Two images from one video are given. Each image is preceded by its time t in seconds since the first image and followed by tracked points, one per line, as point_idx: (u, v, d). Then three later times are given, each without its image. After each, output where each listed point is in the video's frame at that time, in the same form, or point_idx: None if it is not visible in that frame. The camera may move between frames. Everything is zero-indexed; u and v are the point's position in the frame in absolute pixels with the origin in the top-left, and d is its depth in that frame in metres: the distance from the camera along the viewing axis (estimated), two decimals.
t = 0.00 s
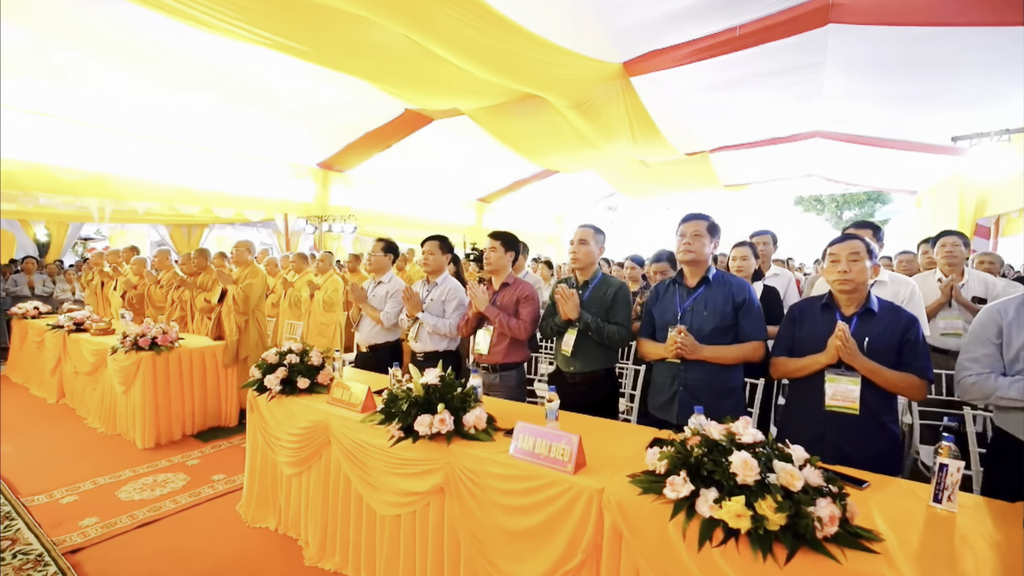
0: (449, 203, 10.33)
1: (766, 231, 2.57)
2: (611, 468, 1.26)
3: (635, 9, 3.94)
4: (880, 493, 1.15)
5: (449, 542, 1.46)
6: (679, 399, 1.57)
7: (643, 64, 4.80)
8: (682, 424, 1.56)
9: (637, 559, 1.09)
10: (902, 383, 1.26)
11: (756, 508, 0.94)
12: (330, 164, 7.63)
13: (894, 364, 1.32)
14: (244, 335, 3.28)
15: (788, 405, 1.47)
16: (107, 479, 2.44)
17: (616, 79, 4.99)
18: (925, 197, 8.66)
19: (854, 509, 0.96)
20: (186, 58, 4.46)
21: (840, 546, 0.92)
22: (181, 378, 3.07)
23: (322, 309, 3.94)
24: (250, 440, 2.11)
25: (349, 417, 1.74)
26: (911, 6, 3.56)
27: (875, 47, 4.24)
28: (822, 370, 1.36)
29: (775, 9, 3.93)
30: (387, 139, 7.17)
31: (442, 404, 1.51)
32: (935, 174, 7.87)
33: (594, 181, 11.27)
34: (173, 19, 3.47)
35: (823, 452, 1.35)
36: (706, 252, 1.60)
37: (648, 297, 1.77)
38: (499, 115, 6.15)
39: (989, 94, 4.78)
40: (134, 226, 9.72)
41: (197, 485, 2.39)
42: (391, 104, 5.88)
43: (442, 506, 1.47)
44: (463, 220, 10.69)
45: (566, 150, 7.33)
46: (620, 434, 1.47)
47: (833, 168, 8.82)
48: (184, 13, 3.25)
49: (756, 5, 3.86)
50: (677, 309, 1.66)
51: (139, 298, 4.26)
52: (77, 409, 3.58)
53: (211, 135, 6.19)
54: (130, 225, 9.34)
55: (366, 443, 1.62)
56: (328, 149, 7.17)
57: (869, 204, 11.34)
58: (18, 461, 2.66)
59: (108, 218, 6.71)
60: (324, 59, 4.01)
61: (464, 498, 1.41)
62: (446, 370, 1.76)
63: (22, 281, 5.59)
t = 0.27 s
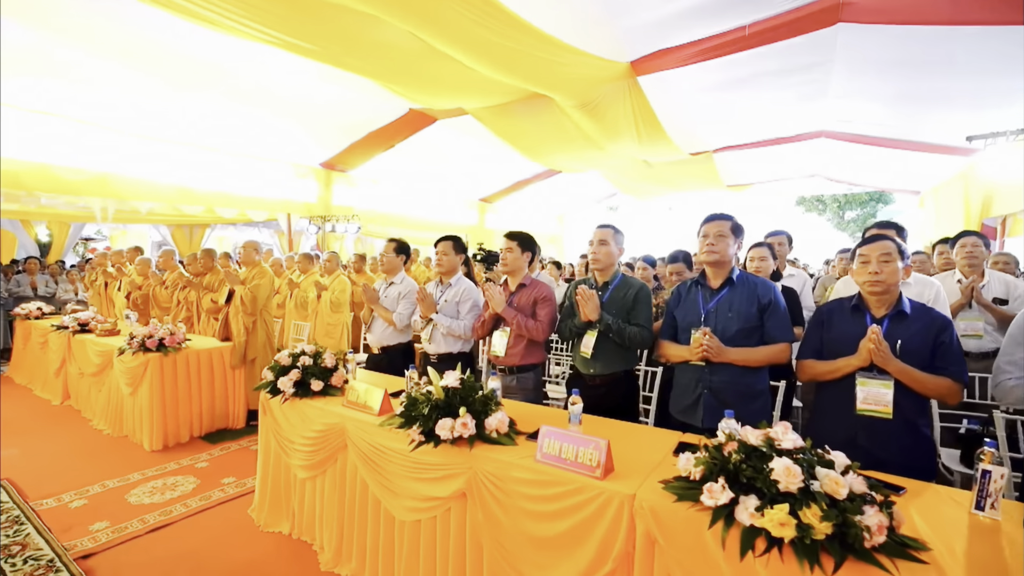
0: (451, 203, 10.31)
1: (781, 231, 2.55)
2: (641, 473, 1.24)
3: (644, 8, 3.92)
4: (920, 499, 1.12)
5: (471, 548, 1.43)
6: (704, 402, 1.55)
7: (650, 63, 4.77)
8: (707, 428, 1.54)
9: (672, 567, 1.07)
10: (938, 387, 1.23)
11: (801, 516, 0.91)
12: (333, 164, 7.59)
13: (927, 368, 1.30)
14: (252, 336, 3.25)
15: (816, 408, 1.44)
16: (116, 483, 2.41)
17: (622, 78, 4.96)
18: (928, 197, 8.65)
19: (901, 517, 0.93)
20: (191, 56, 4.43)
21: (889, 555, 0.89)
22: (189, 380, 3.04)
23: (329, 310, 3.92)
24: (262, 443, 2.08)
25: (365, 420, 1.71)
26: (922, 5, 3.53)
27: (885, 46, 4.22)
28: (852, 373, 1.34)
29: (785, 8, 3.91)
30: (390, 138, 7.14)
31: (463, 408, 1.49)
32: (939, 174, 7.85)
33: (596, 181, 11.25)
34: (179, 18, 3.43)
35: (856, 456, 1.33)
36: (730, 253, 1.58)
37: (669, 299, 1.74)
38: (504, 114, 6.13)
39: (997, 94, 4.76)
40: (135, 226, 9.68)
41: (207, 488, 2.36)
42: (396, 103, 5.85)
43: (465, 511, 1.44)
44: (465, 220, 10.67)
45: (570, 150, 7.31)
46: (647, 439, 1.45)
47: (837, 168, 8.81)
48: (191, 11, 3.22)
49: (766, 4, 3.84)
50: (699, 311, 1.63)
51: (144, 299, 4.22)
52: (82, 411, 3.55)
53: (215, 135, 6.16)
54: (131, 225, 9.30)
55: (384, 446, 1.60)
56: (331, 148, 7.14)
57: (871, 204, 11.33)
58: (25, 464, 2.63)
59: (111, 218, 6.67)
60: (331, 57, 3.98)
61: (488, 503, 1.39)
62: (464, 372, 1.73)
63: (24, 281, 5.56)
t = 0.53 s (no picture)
0: (453, 203, 10.29)
1: (792, 230, 2.52)
2: (660, 478, 1.21)
3: (650, 6, 3.89)
4: (949, 504, 1.09)
5: (486, 554, 1.40)
6: (721, 404, 1.51)
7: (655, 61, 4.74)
8: (724, 431, 1.50)
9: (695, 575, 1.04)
10: (965, 389, 1.20)
11: (835, 524, 0.88)
12: (335, 164, 7.57)
13: (953, 369, 1.27)
14: (256, 337, 3.22)
15: (837, 411, 1.42)
16: (119, 486, 2.38)
17: (627, 77, 4.93)
18: (931, 196, 8.62)
19: (937, 525, 0.90)
20: (193, 54, 4.39)
21: (926, 565, 0.86)
22: (192, 381, 3.01)
23: (333, 311, 3.90)
24: (268, 445, 2.06)
25: (375, 423, 1.69)
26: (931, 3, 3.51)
27: (892, 45, 4.19)
28: (875, 375, 1.30)
29: (791, 6, 3.88)
30: (392, 138, 7.12)
31: (477, 410, 1.46)
32: (942, 174, 7.83)
33: (598, 181, 11.22)
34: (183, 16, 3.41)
35: (879, 460, 1.30)
36: (747, 252, 1.55)
37: (683, 299, 1.71)
38: (507, 114, 6.11)
39: (1003, 93, 4.73)
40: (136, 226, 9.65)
41: (212, 491, 2.33)
42: (398, 102, 5.82)
43: (479, 516, 1.41)
44: (467, 221, 10.65)
45: (572, 149, 7.28)
46: (664, 442, 1.42)
47: (840, 168, 8.78)
48: (194, 9, 3.19)
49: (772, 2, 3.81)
50: (715, 311, 1.60)
51: (146, 299, 4.19)
52: (85, 413, 3.52)
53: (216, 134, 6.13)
54: (132, 225, 9.27)
55: (395, 449, 1.57)
56: (332, 148, 7.11)
57: (873, 203, 11.30)
58: (27, 467, 2.60)
59: (112, 218, 6.64)
60: (334, 56, 3.95)
61: (503, 509, 1.36)
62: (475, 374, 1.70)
63: (25, 281, 5.53)
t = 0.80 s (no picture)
0: (454, 203, 10.26)
1: (804, 231, 2.48)
2: (682, 484, 1.17)
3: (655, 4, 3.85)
4: (985, 511, 1.06)
5: (500, 561, 1.37)
6: (740, 407, 1.48)
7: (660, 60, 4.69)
8: (743, 434, 1.47)
9: None
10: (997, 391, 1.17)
11: (874, 533, 0.84)
12: (336, 163, 7.53)
13: (983, 371, 1.23)
14: (259, 337, 3.18)
15: (861, 414, 1.38)
16: (121, 489, 2.34)
17: (632, 75, 4.89)
18: (934, 196, 8.60)
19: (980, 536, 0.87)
20: (194, 52, 4.35)
21: None
22: (194, 383, 2.97)
23: (336, 311, 3.87)
24: (274, 448, 2.02)
25: (384, 426, 1.65)
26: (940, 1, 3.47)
27: (899, 44, 4.16)
28: (903, 377, 1.27)
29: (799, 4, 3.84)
30: (393, 137, 7.09)
31: (491, 414, 1.42)
32: (945, 173, 7.81)
33: (599, 180, 11.19)
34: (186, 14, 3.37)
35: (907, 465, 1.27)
36: (766, 251, 1.50)
37: (700, 299, 1.67)
38: (509, 113, 6.08)
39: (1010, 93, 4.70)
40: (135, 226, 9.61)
41: (215, 495, 2.29)
42: (400, 101, 5.79)
43: (493, 522, 1.38)
44: (467, 220, 10.61)
45: (575, 149, 7.24)
46: (683, 446, 1.38)
47: (843, 167, 8.76)
48: (196, 6, 3.15)
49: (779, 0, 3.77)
50: (733, 312, 1.56)
51: (147, 299, 4.15)
52: (85, 414, 3.48)
53: (217, 133, 6.08)
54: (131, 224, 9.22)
55: (405, 453, 1.53)
56: (334, 147, 7.07)
57: (874, 203, 11.26)
58: (27, 470, 2.56)
59: (112, 217, 6.60)
60: (337, 54, 3.90)
61: (518, 515, 1.32)
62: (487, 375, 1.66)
63: (25, 281, 5.48)
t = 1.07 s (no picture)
0: (455, 203, 10.21)
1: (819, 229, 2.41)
2: (713, 493, 1.12)
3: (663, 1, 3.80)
4: None
5: (519, 571, 1.32)
6: (766, 410, 1.43)
7: (666, 58, 4.63)
8: (769, 438, 1.42)
9: None
10: None
11: (930, 548, 0.80)
12: (337, 162, 7.47)
13: None
14: (263, 338, 3.13)
15: (894, 418, 1.34)
16: (123, 493, 2.29)
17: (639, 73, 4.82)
18: (937, 196, 8.56)
19: None
20: (196, 49, 4.29)
21: None
22: (198, 384, 2.92)
23: (340, 311, 3.83)
24: (280, 452, 1.97)
25: (396, 430, 1.60)
26: None
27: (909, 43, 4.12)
28: (940, 379, 1.22)
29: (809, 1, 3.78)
30: (395, 136, 7.05)
31: (509, 418, 1.37)
32: (949, 173, 7.78)
33: (601, 180, 11.15)
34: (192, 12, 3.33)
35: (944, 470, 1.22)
36: (792, 249, 1.46)
37: (721, 299, 1.62)
38: (513, 112, 6.03)
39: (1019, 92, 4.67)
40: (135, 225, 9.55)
41: (220, 500, 2.24)
42: (403, 100, 5.74)
43: (512, 530, 1.33)
44: (469, 220, 10.57)
45: (578, 148, 7.20)
46: (709, 452, 1.33)
47: (846, 167, 8.72)
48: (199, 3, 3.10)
49: None
50: (756, 312, 1.51)
51: (148, 299, 4.09)
52: (85, 416, 3.43)
53: (218, 131, 6.03)
54: (131, 223, 9.17)
55: (419, 458, 1.48)
56: (335, 147, 7.02)
57: (876, 203, 11.24)
58: (26, 474, 2.50)
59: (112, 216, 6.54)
60: (341, 51, 3.85)
61: (539, 524, 1.27)
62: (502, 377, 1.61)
63: (24, 281, 5.43)
